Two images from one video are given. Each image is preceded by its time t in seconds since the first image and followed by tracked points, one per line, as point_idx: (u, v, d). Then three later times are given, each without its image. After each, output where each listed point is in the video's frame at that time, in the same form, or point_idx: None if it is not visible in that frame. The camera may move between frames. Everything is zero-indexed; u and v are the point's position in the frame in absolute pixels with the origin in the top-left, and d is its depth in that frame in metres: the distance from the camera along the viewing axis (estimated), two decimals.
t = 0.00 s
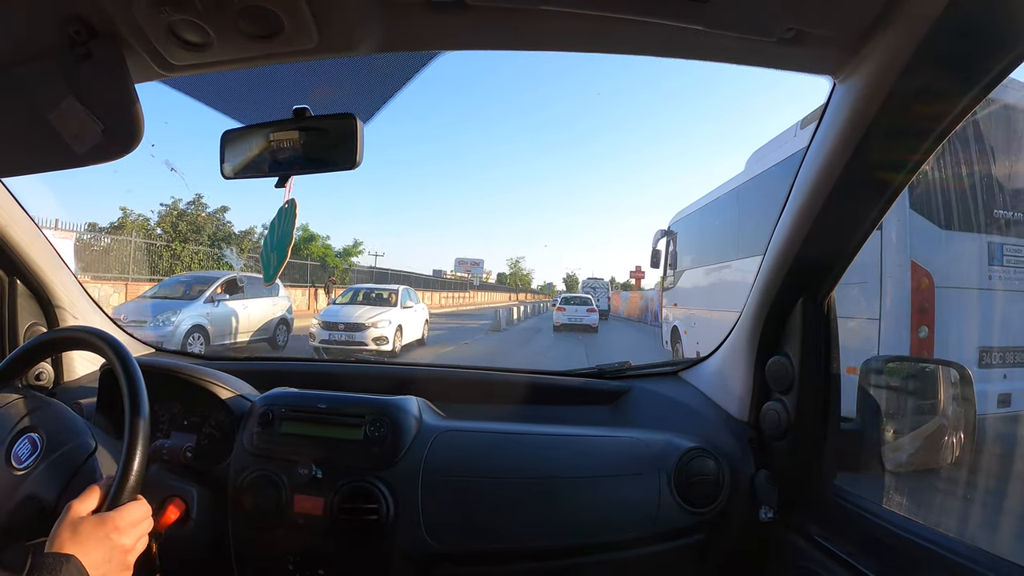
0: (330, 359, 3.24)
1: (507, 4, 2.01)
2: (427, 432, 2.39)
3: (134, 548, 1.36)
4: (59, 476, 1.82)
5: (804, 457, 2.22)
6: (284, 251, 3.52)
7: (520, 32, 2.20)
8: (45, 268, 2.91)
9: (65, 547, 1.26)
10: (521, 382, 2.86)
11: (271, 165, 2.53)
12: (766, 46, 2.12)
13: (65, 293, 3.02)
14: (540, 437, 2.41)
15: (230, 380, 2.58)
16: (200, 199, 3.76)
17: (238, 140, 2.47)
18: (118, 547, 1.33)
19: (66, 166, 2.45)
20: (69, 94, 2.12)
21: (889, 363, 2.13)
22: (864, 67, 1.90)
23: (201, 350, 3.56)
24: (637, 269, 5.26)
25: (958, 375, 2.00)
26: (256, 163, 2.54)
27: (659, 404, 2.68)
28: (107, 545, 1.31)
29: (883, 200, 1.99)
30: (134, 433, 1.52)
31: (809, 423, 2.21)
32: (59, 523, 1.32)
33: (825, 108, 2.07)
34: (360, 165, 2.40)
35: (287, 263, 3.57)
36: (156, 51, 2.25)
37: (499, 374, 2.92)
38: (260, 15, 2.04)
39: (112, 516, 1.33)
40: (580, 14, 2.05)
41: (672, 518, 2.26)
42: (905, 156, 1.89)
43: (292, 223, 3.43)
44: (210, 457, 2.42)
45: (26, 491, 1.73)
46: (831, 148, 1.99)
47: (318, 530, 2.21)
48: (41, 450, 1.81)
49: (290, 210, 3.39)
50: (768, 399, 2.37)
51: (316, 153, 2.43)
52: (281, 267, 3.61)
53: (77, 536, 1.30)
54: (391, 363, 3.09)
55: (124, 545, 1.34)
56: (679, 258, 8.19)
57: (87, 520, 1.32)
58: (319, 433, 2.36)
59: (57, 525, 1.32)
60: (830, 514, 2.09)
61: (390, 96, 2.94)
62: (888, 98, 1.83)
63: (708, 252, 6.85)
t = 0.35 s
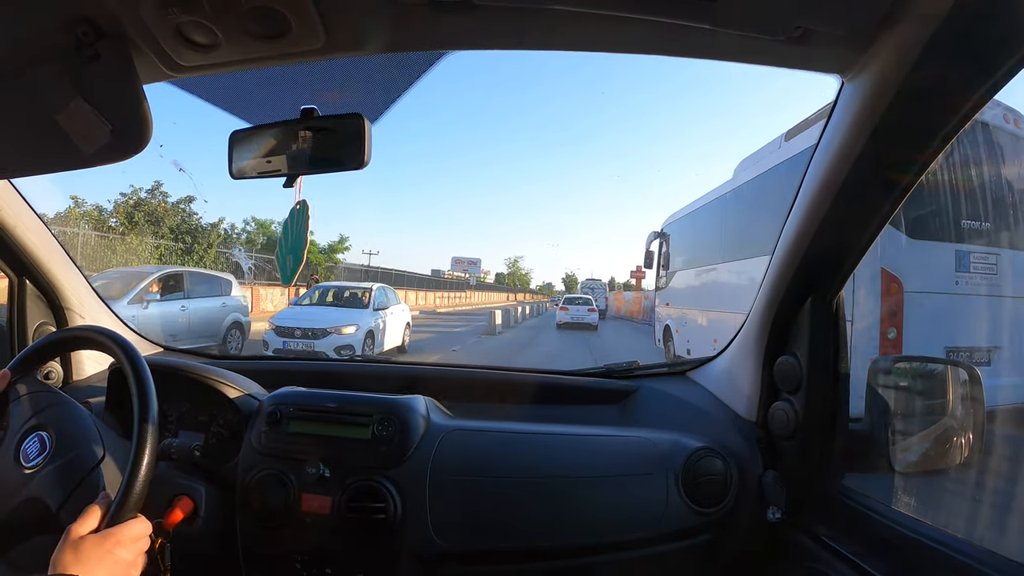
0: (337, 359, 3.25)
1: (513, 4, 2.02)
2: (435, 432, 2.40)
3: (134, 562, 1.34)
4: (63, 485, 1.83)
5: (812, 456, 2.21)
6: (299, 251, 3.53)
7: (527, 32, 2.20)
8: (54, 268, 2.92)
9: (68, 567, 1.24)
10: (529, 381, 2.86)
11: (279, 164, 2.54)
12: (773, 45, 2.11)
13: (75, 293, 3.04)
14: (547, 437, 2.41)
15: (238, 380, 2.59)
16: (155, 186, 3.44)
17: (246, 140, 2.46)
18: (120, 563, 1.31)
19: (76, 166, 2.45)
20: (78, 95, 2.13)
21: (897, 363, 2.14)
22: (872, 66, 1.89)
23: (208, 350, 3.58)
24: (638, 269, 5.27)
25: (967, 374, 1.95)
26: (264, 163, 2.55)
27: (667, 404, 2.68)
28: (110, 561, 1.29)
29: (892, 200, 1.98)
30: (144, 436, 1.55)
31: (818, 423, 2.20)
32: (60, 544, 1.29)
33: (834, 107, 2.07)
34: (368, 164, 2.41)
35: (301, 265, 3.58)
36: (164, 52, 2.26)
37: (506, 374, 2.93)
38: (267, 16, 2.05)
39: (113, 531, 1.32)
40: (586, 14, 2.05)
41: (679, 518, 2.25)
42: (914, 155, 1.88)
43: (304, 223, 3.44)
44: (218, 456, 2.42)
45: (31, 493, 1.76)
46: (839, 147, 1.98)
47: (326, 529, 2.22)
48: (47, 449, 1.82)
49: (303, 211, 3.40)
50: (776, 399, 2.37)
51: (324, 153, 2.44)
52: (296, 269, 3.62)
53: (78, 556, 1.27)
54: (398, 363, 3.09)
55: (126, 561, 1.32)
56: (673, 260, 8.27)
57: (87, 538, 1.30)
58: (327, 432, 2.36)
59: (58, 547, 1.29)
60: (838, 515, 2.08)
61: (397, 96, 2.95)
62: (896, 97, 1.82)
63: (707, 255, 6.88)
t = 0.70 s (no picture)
0: (346, 358, 3.26)
1: (520, 2, 2.01)
2: (444, 431, 2.40)
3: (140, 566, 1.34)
4: (74, 485, 1.85)
5: (822, 455, 2.20)
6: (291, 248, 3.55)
7: (534, 30, 2.20)
8: (63, 269, 2.94)
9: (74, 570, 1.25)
10: (538, 381, 2.86)
11: (288, 164, 2.55)
12: (781, 42, 2.10)
13: (86, 294, 3.06)
14: (557, 436, 2.41)
15: (247, 379, 2.61)
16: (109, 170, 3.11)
17: (255, 142, 2.47)
18: (126, 567, 1.30)
19: (85, 168, 2.46)
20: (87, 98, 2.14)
21: (909, 361, 2.14)
22: (881, 63, 1.88)
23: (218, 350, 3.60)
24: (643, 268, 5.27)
25: (978, 373, 1.97)
26: (273, 163, 2.56)
27: (676, 403, 2.67)
28: (117, 564, 1.29)
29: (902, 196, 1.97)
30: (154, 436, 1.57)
31: (828, 422, 2.19)
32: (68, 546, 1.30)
33: (842, 103, 2.05)
34: (376, 164, 2.40)
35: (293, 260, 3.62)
36: (173, 54, 2.27)
37: (516, 373, 2.93)
38: (275, 16, 2.05)
39: (120, 535, 1.31)
40: (594, 12, 2.05)
41: (688, 518, 2.25)
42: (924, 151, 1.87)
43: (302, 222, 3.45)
44: (228, 455, 2.43)
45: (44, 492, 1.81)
46: (848, 145, 1.97)
47: (336, 528, 2.23)
48: (59, 449, 1.84)
49: (303, 210, 3.41)
50: (785, 398, 2.36)
51: (333, 153, 2.45)
52: (286, 263, 3.67)
53: (86, 557, 1.28)
54: (408, 362, 3.10)
55: (132, 564, 1.31)
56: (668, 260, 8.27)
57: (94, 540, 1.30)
58: (337, 432, 2.37)
59: (65, 546, 1.30)
60: (849, 514, 2.07)
61: (405, 96, 2.95)
62: (905, 94, 1.81)
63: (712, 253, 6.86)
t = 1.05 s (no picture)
0: (354, 362, 3.26)
1: (526, 5, 2.02)
2: (454, 434, 2.40)
3: (184, 497, 1.56)
4: (96, 466, 1.92)
5: (833, 455, 2.19)
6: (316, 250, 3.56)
7: (541, 32, 2.20)
8: (74, 275, 2.96)
9: (127, 516, 1.43)
10: (548, 382, 2.86)
11: (296, 169, 2.57)
12: (789, 41, 2.09)
13: (96, 301, 3.08)
14: (566, 438, 2.41)
15: (257, 383, 2.62)
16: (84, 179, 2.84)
17: (263, 147, 2.49)
18: (169, 499, 1.51)
19: (92, 174, 2.48)
20: (96, 105, 2.15)
21: (920, 359, 2.08)
22: (888, 61, 1.87)
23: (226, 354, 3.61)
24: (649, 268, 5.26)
25: (989, 371, 1.81)
26: (281, 168, 2.57)
27: (685, 404, 2.67)
28: (161, 500, 1.50)
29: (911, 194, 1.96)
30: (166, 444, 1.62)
31: (839, 422, 2.18)
32: (113, 499, 1.48)
33: (850, 102, 2.04)
34: (384, 167, 2.42)
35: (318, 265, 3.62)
36: (180, 60, 2.29)
37: (524, 375, 2.93)
38: (281, 22, 2.07)
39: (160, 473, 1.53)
40: (600, 13, 2.05)
41: (698, 519, 2.24)
42: (932, 150, 1.86)
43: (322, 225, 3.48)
44: (239, 459, 2.44)
45: (69, 485, 1.87)
46: (856, 144, 1.96)
47: (346, 531, 2.23)
48: (71, 449, 1.92)
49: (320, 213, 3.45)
50: (796, 398, 2.35)
51: (341, 158, 2.46)
52: (313, 270, 3.67)
53: (134, 503, 1.47)
54: (416, 365, 3.10)
55: (174, 497, 1.52)
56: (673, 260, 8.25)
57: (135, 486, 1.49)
58: (347, 435, 2.38)
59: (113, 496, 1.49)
60: (861, 514, 2.06)
61: (412, 99, 2.96)
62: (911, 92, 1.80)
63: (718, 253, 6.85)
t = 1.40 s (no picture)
0: (356, 360, 3.26)
1: (526, 2, 2.01)
2: (456, 432, 2.40)
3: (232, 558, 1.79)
4: (99, 464, 1.92)
5: (835, 451, 2.19)
6: (316, 252, 3.55)
7: (541, 29, 2.20)
8: (74, 275, 2.96)
9: None
10: (550, 380, 2.87)
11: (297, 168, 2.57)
12: (790, 36, 2.08)
13: (98, 300, 3.08)
14: (569, 434, 2.41)
15: (260, 382, 2.62)
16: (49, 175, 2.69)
17: (264, 146, 2.48)
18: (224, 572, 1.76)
19: (93, 174, 2.47)
20: (96, 105, 2.14)
21: (921, 355, 2.05)
22: (888, 56, 1.87)
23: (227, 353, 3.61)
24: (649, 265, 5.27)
25: (992, 365, 1.79)
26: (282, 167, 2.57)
27: (687, 401, 2.67)
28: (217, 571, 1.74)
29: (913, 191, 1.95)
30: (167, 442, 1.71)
31: (841, 418, 2.18)
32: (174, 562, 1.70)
33: (851, 97, 2.04)
34: (386, 166, 2.42)
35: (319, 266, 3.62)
36: (180, 59, 2.28)
37: (526, 373, 2.93)
38: (281, 21, 2.06)
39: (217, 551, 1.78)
40: (601, 10, 2.04)
41: (701, 515, 2.24)
42: (933, 145, 1.85)
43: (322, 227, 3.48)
44: (242, 458, 2.45)
45: (71, 486, 1.86)
46: (857, 139, 1.96)
47: (349, 529, 2.24)
48: (75, 448, 1.92)
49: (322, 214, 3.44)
50: (798, 394, 2.35)
51: (341, 156, 2.46)
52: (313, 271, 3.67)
53: None
54: (419, 363, 3.11)
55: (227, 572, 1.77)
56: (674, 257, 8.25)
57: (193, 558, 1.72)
58: (349, 433, 2.38)
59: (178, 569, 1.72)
60: (863, 509, 2.06)
61: (412, 97, 2.96)
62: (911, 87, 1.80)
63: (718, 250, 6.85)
